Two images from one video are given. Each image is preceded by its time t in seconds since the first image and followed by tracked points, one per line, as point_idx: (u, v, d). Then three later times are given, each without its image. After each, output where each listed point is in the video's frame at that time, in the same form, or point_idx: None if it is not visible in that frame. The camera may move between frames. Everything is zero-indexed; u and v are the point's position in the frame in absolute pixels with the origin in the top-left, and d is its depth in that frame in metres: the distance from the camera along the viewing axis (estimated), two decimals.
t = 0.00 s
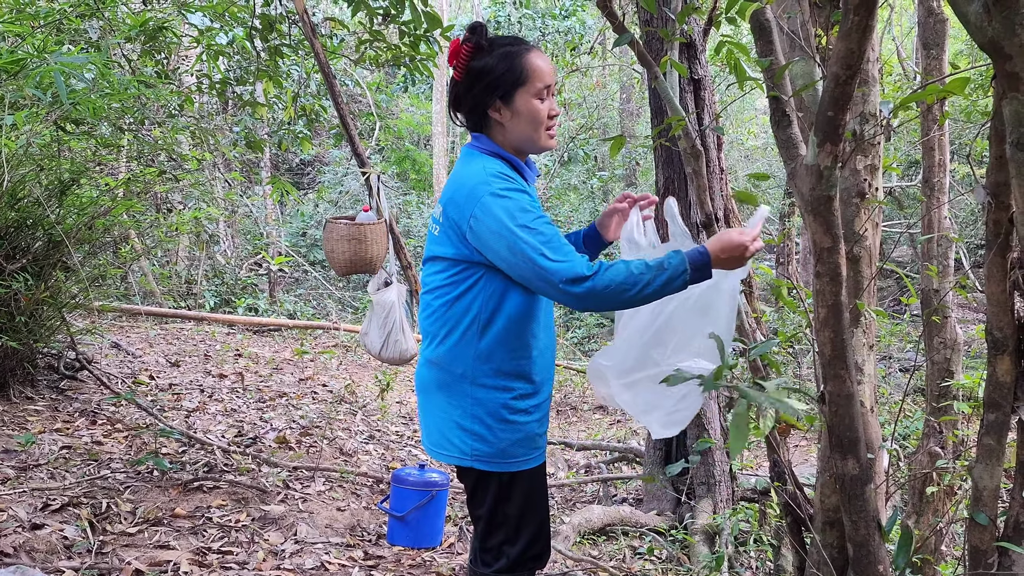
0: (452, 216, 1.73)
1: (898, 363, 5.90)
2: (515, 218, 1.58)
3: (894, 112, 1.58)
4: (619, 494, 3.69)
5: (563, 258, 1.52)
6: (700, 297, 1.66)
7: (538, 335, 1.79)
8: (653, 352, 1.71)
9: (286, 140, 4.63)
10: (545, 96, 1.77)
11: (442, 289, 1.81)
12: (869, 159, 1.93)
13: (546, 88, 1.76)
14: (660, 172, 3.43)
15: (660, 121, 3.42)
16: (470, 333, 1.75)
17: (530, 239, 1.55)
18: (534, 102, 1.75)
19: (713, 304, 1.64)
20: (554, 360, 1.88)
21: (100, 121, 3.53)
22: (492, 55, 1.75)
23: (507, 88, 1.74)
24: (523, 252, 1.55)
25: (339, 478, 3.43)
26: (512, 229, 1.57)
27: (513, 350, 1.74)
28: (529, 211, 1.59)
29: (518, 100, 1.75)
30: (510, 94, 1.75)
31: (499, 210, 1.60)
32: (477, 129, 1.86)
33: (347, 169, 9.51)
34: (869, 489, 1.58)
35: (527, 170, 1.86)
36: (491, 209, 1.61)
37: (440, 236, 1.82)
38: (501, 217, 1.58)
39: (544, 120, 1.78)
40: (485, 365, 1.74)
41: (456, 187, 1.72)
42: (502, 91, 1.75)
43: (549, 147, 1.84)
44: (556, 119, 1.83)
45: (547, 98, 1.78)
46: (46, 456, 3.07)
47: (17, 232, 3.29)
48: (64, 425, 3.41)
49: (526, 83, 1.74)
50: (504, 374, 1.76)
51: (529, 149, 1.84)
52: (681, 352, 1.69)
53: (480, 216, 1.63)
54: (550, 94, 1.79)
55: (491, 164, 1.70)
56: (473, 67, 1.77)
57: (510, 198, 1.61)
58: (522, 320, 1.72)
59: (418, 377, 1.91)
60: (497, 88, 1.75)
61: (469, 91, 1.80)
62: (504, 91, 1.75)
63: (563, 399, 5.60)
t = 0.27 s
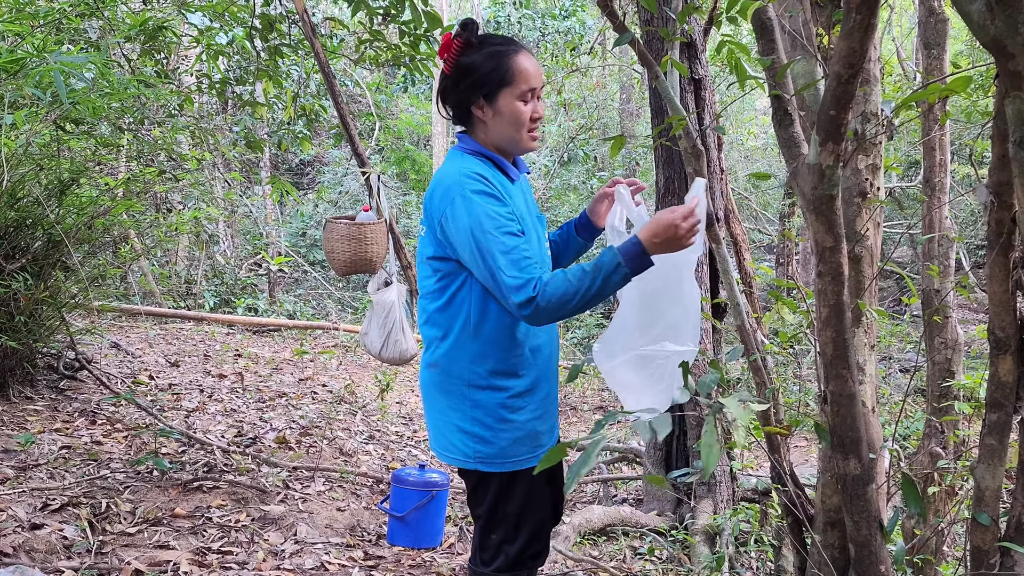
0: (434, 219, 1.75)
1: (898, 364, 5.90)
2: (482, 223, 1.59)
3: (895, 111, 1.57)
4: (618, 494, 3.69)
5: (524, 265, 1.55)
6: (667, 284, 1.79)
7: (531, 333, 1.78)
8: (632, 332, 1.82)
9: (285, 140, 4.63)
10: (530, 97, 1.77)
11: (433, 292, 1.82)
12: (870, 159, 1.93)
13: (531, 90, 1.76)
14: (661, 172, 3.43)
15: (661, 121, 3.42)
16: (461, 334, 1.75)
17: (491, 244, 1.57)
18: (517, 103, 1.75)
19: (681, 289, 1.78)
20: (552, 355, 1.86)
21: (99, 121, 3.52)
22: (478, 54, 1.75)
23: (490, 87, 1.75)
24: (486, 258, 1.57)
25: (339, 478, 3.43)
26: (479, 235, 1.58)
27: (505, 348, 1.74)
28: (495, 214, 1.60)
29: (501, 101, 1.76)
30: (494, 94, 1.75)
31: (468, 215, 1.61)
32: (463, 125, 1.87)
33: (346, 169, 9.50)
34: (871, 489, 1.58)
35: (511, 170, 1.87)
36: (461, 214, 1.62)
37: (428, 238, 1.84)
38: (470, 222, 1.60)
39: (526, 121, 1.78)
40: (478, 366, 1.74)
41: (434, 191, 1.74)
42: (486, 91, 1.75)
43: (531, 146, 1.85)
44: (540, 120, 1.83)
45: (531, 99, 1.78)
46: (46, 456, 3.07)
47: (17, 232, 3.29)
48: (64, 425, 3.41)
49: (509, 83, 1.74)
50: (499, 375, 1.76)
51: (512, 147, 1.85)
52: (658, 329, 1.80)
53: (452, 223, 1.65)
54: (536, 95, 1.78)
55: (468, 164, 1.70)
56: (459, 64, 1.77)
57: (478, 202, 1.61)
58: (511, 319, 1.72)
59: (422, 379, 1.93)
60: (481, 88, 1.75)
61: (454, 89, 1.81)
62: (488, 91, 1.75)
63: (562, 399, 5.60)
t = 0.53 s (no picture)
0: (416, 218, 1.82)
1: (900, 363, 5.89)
2: (446, 221, 1.64)
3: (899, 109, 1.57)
4: (620, 494, 3.68)
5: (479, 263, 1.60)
6: (639, 280, 1.76)
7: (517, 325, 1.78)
8: (624, 342, 1.76)
9: (287, 140, 4.62)
10: (517, 102, 1.76)
11: (422, 287, 1.87)
12: (874, 157, 1.92)
13: (518, 94, 1.75)
14: (663, 171, 3.42)
15: (663, 119, 3.42)
16: (445, 327, 1.79)
17: (451, 243, 1.63)
18: (501, 105, 1.74)
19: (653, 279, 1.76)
20: (547, 351, 1.85)
21: (101, 120, 3.52)
22: (472, 51, 1.77)
23: (476, 86, 1.75)
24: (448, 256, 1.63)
25: (341, 478, 3.42)
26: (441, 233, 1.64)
27: (490, 341, 1.75)
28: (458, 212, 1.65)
29: (485, 100, 1.75)
30: (479, 94, 1.75)
31: (434, 213, 1.67)
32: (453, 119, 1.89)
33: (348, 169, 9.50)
34: (875, 488, 1.57)
35: (496, 168, 1.86)
36: (429, 213, 1.68)
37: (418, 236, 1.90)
38: (434, 221, 1.66)
39: (509, 124, 1.77)
40: (462, 358, 1.76)
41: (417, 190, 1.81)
42: (473, 90, 1.76)
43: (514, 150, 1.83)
44: (526, 126, 1.82)
45: (517, 104, 1.77)
46: (48, 456, 3.07)
47: (19, 231, 3.30)
48: (65, 425, 3.41)
49: (495, 86, 1.73)
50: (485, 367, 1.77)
51: (495, 148, 1.84)
52: (646, 326, 1.75)
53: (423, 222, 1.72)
54: (522, 101, 1.77)
55: (445, 163, 1.75)
56: (452, 59, 1.79)
57: (444, 200, 1.66)
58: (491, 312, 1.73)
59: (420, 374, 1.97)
60: (468, 86, 1.76)
61: (445, 83, 1.82)
62: (475, 90, 1.75)
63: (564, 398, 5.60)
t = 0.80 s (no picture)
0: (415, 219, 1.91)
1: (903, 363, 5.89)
2: (427, 223, 1.71)
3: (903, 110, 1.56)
4: (623, 495, 3.68)
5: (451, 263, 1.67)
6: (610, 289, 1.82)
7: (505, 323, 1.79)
8: (618, 355, 1.77)
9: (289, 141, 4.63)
10: (513, 117, 1.75)
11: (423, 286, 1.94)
12: (878, 158, 1.92)
13: (513, 108, 1.74)
14: (666, 172, 3.42)
15: (666, 121, 3.42)
16: (437, 323, 1.84)
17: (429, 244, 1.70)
18: (497, 119, 1.75)
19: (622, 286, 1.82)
20: (540, 350, 1.85)
21: (103, 122, 3.52)
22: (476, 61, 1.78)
23: (475, 97, 1.76)
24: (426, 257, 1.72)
25: (344, 480, 3.43)
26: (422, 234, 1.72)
27: (474, 337, 1.78)
28: (438, 213, 1.71)
29: (481, 111, 1.76)
30: (477, 106, 1.76)
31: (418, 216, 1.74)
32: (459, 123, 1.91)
33: (349, 170, 9.51)
34: (880, 490, 1.57)
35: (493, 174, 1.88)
36: (415, 215, 1.76)
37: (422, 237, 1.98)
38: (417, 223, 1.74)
39: (504, 137, 1.77)
40: (450, 352, 1.81)
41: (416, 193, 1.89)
42: (472, 100, 1.77)
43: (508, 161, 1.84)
44: (522, 142, 1.81)
45: (512, 118, 1.76)
46: (51, 458, 3.07)
47: (22, 233, 3.31)
48: (69, 427, 3.41)
49: (491, 100, 1.73)
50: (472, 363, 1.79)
51: (492, 157, 1.85)
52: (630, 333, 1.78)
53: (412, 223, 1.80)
54: (519, 116, 1.76)
55: (437, 167, 1.80)
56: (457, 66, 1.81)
57: (426, 202, 1.73)
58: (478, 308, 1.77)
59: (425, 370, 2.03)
60: (468, 96, 1.77)
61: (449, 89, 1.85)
62: (473, 101, 1.77)
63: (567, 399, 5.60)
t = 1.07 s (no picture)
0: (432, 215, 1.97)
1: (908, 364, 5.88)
2: (429, 218, 1.76)
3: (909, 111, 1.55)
4: (627, 496, 3.68)
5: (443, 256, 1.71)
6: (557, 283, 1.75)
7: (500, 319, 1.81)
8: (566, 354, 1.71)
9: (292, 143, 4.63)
10: (524, 128, 1.75)
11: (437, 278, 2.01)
12: (883, 159, 1.91)
13: (522, 118, 1.73)
14: (669, 174, 3.42)
15: (669, 122, 3.41)
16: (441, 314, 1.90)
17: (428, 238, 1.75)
18: (506, 128, 1.75)
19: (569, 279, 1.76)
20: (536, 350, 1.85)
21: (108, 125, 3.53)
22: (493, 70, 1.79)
23: (488, 104, 1.77)
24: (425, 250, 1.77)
25: (348, 481, 3.43)
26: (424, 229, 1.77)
27: (469, 330, 1.82)
28: (440, 210, 1.74)
29: (492, 119, 1.76)
30: (489, 113, 1.77)
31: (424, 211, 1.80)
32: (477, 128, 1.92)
33: (352, 172, 9.53)
34: (886, 493, 1.56)
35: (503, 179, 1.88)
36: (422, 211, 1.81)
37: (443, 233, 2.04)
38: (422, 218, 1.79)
39: (512, 146, 1.78)
40: (448, 343, 1.86)
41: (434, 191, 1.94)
42: (485, 107, 1.78)
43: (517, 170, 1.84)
44: (532, 152, 1.80)
45: (521, 128, 1.75)
46: (56, 459, 3.08)
47: (27, 236, 3.32)
48: (73, 429, 3.42)
49: (501, 110, 1.73)
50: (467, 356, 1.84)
51: (502, 164, 1.86)
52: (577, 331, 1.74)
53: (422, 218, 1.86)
54: (529, 127, 1.75)
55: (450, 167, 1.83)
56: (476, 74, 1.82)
57: (432, 199, 1.77)
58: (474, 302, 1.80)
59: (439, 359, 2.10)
60: (482, 103, 1.79)
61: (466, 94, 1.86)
62: (486, 108, 1.78)
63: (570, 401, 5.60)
